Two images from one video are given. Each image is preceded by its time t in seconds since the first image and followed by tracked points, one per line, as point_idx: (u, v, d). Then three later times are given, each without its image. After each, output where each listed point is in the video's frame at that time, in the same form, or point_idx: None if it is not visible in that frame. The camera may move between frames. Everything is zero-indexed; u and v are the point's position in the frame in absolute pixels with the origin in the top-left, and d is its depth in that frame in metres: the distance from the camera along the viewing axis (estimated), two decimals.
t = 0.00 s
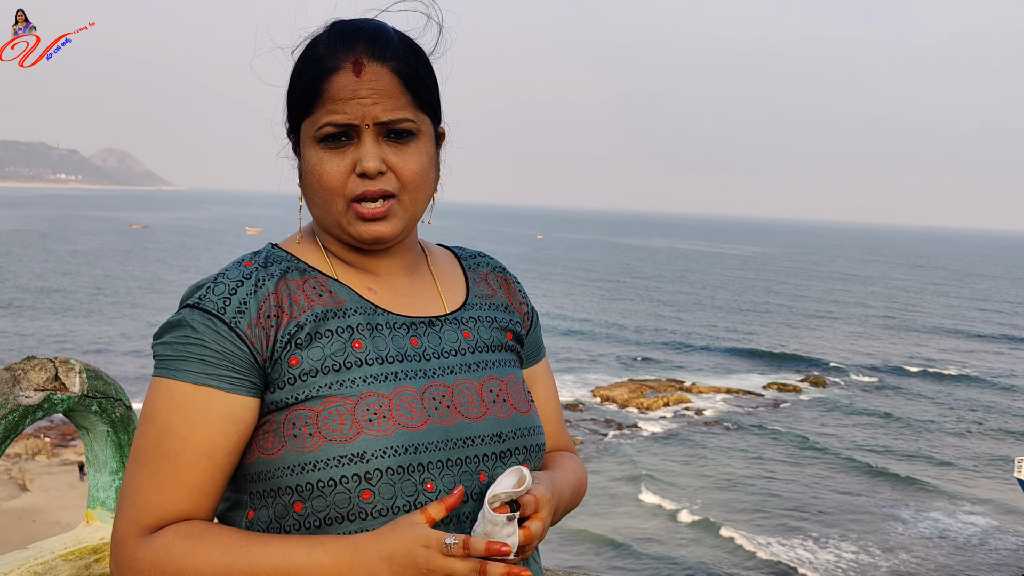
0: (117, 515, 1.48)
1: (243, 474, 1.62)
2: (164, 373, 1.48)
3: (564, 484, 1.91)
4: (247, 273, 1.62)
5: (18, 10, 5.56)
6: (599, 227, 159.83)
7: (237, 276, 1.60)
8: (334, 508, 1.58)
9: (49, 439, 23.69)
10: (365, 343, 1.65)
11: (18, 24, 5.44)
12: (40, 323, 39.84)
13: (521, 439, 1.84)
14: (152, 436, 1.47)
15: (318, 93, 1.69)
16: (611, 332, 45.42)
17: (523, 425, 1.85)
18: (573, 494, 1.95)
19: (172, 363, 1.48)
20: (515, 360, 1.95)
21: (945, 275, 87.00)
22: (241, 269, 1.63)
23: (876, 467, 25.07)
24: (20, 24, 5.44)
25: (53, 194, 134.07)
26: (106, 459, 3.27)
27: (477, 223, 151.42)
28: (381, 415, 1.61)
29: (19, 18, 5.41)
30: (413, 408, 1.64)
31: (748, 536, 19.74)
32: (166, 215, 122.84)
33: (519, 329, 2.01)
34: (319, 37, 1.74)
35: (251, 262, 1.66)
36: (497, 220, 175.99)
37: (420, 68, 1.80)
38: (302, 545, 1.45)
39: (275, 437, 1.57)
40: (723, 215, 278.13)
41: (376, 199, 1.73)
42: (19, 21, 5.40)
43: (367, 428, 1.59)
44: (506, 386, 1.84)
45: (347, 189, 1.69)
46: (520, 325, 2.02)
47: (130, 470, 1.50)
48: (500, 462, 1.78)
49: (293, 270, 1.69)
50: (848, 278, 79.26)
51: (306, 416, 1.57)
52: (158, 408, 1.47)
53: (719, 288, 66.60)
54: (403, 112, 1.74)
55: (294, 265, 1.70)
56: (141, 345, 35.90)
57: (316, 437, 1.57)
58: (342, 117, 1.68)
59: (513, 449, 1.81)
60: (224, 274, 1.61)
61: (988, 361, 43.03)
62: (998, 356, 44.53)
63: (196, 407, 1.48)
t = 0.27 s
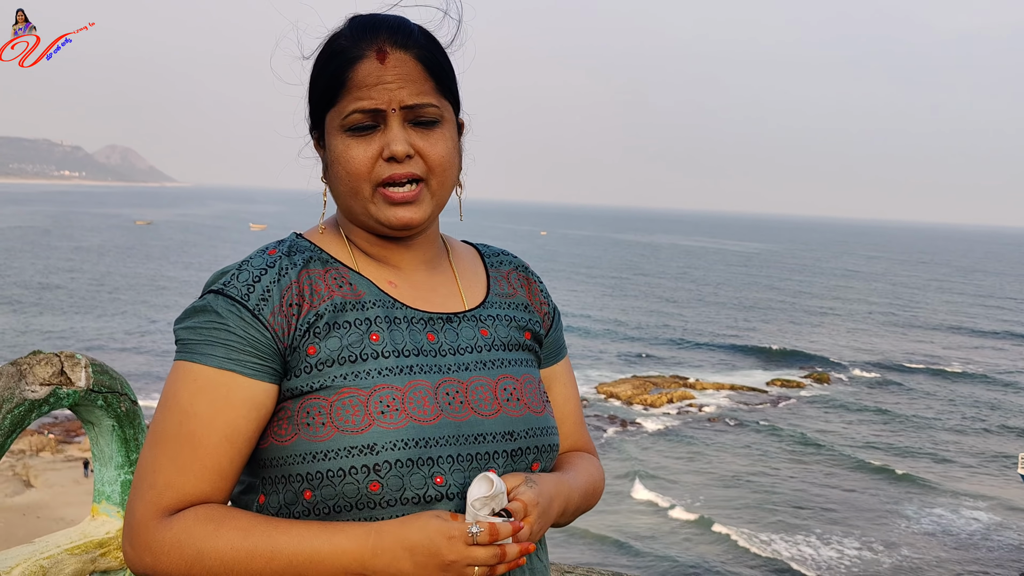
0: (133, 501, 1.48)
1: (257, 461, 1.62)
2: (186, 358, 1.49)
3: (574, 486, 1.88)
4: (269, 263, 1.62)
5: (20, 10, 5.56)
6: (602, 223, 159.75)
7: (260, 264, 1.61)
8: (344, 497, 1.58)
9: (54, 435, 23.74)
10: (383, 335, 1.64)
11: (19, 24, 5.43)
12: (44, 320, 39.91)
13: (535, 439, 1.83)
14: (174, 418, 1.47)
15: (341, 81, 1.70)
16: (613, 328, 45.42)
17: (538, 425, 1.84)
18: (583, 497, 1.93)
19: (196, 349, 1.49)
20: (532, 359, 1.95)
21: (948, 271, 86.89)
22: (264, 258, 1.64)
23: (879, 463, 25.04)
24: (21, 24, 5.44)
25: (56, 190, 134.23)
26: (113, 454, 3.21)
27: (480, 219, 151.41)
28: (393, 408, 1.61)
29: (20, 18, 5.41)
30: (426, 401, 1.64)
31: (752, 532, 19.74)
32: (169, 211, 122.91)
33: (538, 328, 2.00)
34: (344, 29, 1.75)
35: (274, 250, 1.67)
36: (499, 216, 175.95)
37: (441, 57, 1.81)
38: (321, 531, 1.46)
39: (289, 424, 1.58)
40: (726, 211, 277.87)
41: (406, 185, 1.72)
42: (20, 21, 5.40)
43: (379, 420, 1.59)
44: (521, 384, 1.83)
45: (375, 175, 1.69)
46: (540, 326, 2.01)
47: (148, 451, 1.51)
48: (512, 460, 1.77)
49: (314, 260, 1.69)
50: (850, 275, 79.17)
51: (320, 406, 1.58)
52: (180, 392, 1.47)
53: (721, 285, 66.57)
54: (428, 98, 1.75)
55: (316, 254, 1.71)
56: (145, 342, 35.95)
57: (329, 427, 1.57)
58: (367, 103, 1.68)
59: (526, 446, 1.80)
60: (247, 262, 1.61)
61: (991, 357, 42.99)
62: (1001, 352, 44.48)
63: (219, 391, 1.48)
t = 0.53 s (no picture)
0: (135, 489, 1.48)
1: (256, 457, 1.62)
2: (192, 352, 1.49)
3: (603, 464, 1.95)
4: (271, 257, 1.62)
5: (19, 11, 5.56)
6: (602, 221, 159.78)
7: (263, 258, 1.61)
8: (343, 491, 1.58)
9: (54, 432, 23.76)
10: (381, 332, 1.64)
11: (18, 24, 5.44)
12: (45, 317, 39.91)
13: (536, 433, 1.83)
14: (177, 408, 1.47)
15: (388, 72, 1.68)
16: (613, 325, 45.45)
17: (539, 418, 1.84)
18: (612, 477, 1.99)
19: (199, 341, 1.49)
20: (538, 355, 1.94)
21: (948, 268, 86.89)
22: (267, 251, 1.64)
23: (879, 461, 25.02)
24: (20, 23, 5.43)
25: (56, 187, 134.31)
26: (113, 449, 3.10)
27: (480, 216, 151.43)
28: (391, 404, 1.60)
29: (20, 17, 5.40)
30: (425, 397, 1.63)
31: (750, 528, 19.75)
32: (169, 208, 122.91)
33: (544, 324, 1.98)
34: (372, 19, 1.73)
35: (278, 244, 1.67)
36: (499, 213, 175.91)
37: (465, 53, 1.83)
38: (319, 530, 1.46)
39: (290, 419, 1.58)
40: (727, 208, 277.75)
41: (440, 179, 1.73)
42: (19, 21, 5.40)
43: (376, 416, 1.58)
44: (524, 378, 1.82)
45: (415, 167, 1.68)
46: (546, 322, 1.99)
47: (154, 443, 1.50)
48: (512, 455, 1.77)
49: (317, 254, 1.69)
50: (850, 272, 79.19)
51: (319, 400, 1.57)
52: (183, 382, 1.48)
53: (722, 282, 66.61)
54: (468, 97, 1.77)
55: (320, 249, 1.70)
56: (145, 340, 35.96)
57: (327, 422, 1.57)
58: (417, 99, 1.67)
59: (526, 442, 1.80)
60: (251, 256, 1.61)
61: (990, 355, 43.01)
62: (1000, 350, 44.51)
63: (218, 383, 1.49)
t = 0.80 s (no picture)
0: (133, 493, 1.50)
1: (255, 459, 1.63)
2: (189, 359, 1.50)
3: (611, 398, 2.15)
4: (265, 262, 1.62)
5: (19, 11, 5.57)
6: (604, 220, 159.76)
7: (257, 264, 1.61)
8: (344, 492, 1.59)
9: (56, 430, 23.81)
10: (379, 331, 1.65)
11: (18, 24, 5.45)
12: (46, 316, 39.96)
13: (536, 426, 1.83)
14: (175, 416, 1.49)
15: (394, 81, 1.67)
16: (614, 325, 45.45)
17: (538, 411, 1.84)
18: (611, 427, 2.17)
19: (195, 348, 1.50)
20: (534, 348, 1.94)
21: (950, 268, 86.75)
22: (260, 257, 1.64)
23: (879, 462, 25.00)
24: (20, 24, 5.45)
25: (58, 186, 134.39)
26: (113, 448, 3.10)
27: (482, 216, 151.35)
28: (391, 403, 1.61)
29: (20, 18, 5.42)
30: (424, 395, 1.65)
31: (750, 528, 19.75)
32: (170, 207, 122.92)
33: (539, 313, 1.99)
34: (373, 24, 1.72)
35: (271, 250, 1.67)
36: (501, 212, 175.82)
37: (469, 60, 1.83)
38: (317, 537, 1.46)
39: (288, 422, 1.59)
40: (728, 208, 277.67)
41: (441, 189, 1.74)
42: (19, 21, 5.41)
43: (377, 416, 1.59)
44: (520, 372, 1.82)
45: (415, 178, 1.69)
46: (541, 310, 2.01)
47: (151, 451, 1.51)
48: (512, 450, 1.77)
49: (311, 258, 1.69)
50: (852, 271, 79.10)
51: (318, 404, 1.58)
52: (179, 391, 1.49)
53: (723, 281, 66.57)
54: (469, 107, 1.77)
55: (313, 253, 1.71)
56: (146, 339, 36.01)
57: (327, 424, 1.58)
58: (422, 111, 1.67)
59: (527, 435, 1.80)
60: (245, 263, 1.61)
61: (992, 355, 42.97)
62: (1002, 350, 44.45)
63: (215, 390, 1.50)
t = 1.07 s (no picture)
0: (136, 500, 1.49)
1: (260, 461, 1.63)
2: (190, 360, 1.49)
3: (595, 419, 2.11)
4: (265, 261, 1.61)
5: (18, 12, 5.58)
6: (605, 218, 159.74)
7: (257, 263, 1.60)
8: (354, 493, 1.58)
9: (59, 427, 23.84)
10: (384, 329, 1.65)
11: (18, 25, 5.45)
12: (49, 313, 40.01)
13: (540, 421, 1.83)
14: (178, 419, 1.48)
15: (397, 75, 1.67)
16: (616, 324, 45.45)
17: (541, 406, 1.84)
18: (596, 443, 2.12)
19: (195, 351, 1.49)
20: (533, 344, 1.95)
21: (952, 267, 86.67)
22: (259, 256, 1.63)
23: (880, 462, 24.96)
24: (20, 24, 5.46)
25: (61, 183, 134.61)
26: (117, 445, 3.10)
27: (484, 214, 151.36)
28: (400, 401, 1.61)
29: (19, 18, 5.42)
30: (432, 392, 1.65)
31: (752, 527, 19.75)
32: (173, 204, 122.98)
33: (535, 311, 2.01)
34: (373, 21, 1.72)
35: (270, 248, 1.66)
36: (503, 211, 175.80)
37: (467, 56, 1.83)
38: (332, 536, 1.46)
39: (295, 423, 1.58)
40: (731, 206, 277.54)
41: (441, 186, 1.74)
42: (19, 22, 5.41)
43: (385, 414, 1.59)
44: (522, 368, 1.83)
45: (418, 174, 1.69)
46: (537, 309, 2.02)
47: (154, 454, 1.50)
48: (518, 446, 1.78)
49: (310, 257, 1.69)
50: (855, 270, 79.05)
51: (326, 402, 1.58)
52: (183, 392, 1.48)
53: (726, 280, 66.54)
54: (469, 103, 1.77)
55: (312, 251, 1.70)
56: (149, 337, 36.07)
57: (336, 424, 1.57)
58: (425, 105, 1.67)
59: (532, 431, 1.81)
60: (245, 261, 1.60)
61: (994, 355, 42.92)
62: (1005, 350, 44.40)
63: (219, 392, 1.48)
